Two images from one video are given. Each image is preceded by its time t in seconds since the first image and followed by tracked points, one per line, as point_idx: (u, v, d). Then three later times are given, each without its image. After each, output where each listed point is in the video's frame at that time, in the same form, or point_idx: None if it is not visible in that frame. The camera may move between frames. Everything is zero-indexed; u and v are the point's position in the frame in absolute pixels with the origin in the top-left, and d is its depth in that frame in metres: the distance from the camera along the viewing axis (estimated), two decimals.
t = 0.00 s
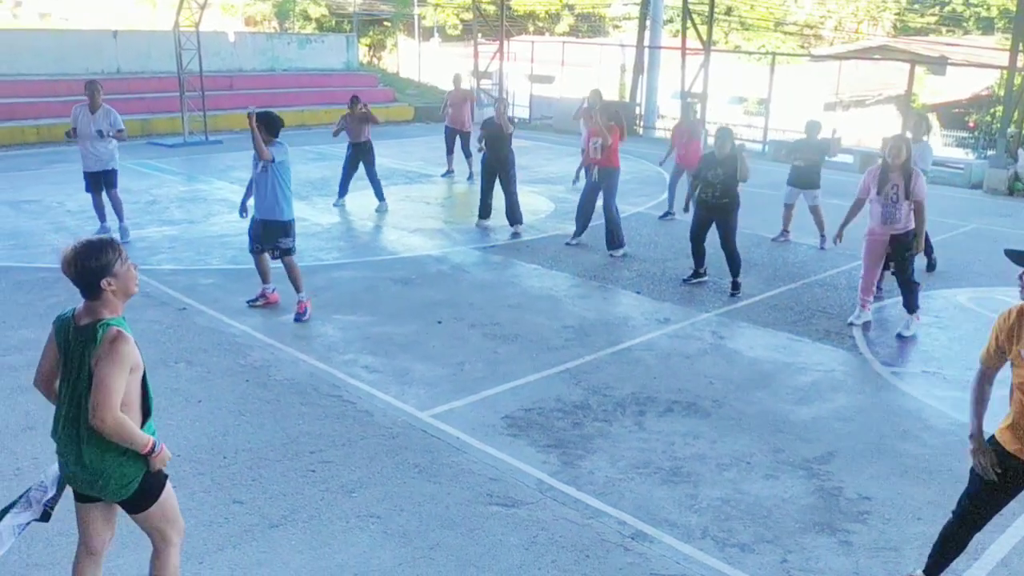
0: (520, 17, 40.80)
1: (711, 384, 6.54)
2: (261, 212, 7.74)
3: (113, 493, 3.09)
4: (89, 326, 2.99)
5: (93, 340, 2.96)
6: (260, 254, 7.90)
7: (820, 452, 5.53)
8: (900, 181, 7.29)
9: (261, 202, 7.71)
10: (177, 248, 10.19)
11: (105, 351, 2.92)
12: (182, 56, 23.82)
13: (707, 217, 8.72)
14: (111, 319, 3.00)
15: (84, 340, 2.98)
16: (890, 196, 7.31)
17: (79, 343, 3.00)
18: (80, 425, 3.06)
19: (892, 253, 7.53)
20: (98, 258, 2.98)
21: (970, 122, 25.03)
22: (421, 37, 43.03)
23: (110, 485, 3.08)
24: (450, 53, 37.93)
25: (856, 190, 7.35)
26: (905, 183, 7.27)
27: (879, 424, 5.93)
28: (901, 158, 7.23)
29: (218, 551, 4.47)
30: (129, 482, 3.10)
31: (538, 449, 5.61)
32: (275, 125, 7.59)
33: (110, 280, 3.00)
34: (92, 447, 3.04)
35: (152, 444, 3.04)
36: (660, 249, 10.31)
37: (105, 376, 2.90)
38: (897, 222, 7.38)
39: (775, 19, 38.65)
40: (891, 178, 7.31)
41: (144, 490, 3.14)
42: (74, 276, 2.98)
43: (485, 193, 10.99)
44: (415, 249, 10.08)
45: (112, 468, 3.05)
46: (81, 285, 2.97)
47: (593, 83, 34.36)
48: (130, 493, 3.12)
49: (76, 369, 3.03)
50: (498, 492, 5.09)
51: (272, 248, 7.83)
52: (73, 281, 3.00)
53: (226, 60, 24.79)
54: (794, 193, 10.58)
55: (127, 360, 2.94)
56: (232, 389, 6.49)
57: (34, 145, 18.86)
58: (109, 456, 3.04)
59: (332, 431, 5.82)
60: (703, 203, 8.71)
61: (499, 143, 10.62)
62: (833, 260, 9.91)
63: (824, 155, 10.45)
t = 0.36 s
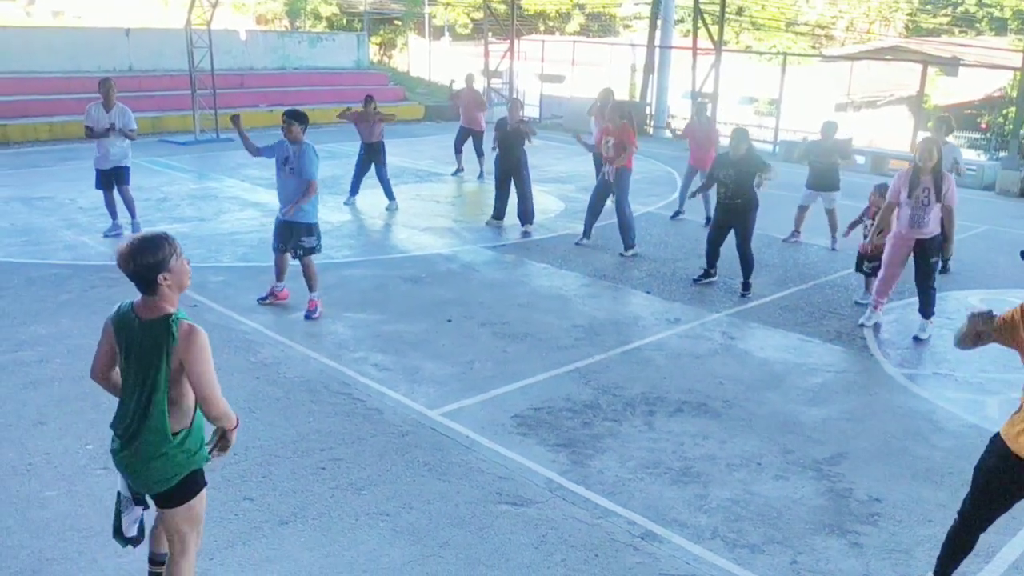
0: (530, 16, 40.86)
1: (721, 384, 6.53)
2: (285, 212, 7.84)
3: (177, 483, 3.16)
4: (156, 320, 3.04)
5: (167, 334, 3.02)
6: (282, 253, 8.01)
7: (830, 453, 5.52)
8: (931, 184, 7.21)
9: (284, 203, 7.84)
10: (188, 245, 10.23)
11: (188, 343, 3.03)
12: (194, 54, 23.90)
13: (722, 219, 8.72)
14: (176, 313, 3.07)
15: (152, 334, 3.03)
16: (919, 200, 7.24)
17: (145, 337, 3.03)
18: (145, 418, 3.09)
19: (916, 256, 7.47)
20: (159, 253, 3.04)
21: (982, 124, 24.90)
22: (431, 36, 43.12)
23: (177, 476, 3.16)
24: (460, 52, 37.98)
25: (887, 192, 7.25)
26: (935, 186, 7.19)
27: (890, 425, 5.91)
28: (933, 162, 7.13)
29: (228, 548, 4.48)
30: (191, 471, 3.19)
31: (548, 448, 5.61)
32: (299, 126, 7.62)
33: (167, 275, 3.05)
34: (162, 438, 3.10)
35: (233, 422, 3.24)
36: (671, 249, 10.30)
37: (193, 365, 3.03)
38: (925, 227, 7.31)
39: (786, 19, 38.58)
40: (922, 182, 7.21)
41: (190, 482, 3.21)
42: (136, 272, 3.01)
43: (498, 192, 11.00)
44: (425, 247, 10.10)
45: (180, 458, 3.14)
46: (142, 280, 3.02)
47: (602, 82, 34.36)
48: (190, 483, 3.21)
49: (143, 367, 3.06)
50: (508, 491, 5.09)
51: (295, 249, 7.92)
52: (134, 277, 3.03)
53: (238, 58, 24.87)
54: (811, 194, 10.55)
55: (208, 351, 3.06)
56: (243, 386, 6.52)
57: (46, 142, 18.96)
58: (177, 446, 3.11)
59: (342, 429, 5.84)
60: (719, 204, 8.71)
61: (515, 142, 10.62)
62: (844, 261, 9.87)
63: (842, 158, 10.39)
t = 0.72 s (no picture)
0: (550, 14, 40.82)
1: (738, 384, 6.51)
2: (309, 207, 7.91)
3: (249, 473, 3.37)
4: (235, 317, 3.28)
5: (246, 329, 3.27)
6: (304, 249, 8.07)
7: (848, 454, 5.49)
8: (963, 185, 7.14)
9: (306, 198, 7.89)
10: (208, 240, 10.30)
11: (269, 334, 3.29)
12: (215, 49, 24.04)
13: (737, 217, 8.71)
14: (252, 311, 3.30)
15: (231, 329, 3.26)
16: (949, 200, 7.20)
17: (225, 333, 3.27)
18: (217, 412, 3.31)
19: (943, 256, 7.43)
20: (237, 254, 3.27)
21: (1005, 124, 24.65)
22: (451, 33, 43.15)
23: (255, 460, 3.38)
24: (479, 49, 37.98)
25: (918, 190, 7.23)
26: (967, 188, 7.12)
27: (909, 427, 5.87)
28: (966, 164, 7.06)
29: (246, 540, 4.52)
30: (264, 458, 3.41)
31: (564, 446, 5.61)
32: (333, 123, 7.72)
33: (245, 275, 3.28)
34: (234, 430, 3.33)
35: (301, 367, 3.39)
36: (689, 248, 10.27)
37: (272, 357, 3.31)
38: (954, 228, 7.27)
39: (807, 18, 38.36)
40: (954, 183, 7.16)
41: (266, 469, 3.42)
42: (217, 272, 3.24)
43: (515, 189, 11.00)
44: (444, 244, 10.12)
45: (253, 446, 3.36)
46: (221, 279, 3.24)
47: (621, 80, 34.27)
48: (265, 470, 3.41)
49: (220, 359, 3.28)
50: (525, 487, 5.11)
51: (317, 243, 8.00)
52: (215, 277, 3.25)
53: (258, 54, 24.99)
54: (824, 194, 10.52)
55: (289, 345, 3.32)
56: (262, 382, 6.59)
57: (69, 136, 19.13)
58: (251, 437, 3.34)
59: (360, 423, 5.87)
60: (733, 203, 8.69)
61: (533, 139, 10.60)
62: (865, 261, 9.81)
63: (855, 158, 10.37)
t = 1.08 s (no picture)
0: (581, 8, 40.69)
1: (767, 381, 6.47)
2: (334, 198, 7.94)
3: (341, 469, 3.49)
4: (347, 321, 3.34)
5: (357, 336, 3.33)
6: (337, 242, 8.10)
7: (878, 454, 5.45)
8: (988, 183, 7.09)
9: (332, 189, 7.93)
10: (239, 230, 10.40)
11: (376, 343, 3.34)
12: (247, 41, 24.23)
13: (772, 215, 8.64)
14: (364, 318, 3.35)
15: (343, 335, 3.32)
16: (974, 198, 7.15)
17: (336, 337, 3.33)
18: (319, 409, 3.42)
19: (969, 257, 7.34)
20: (358, 262, 3.33)
21: None
22: (481, 26, 43.17)
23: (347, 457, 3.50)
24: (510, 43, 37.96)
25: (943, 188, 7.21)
26: (992, 186, 7.06)
27: (941, 427, 5.81)
28: (992, 161, 7.02)
29: (275, 527, 4.61)
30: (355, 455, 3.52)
31: (592, 440, 5.61)
32: (361, 115, 7.82)
33: (365, 282, 3.34)
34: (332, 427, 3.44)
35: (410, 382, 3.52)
36: (719, 244, 10.22)
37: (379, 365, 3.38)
38: (980, 226, 7.19)
39: (841, 14, 37.94)
40: (979, 181, 7.12)
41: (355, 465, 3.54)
42: (338, 277, 3.30)
43: (544, 182, 10.99)
44: (472, 236, 10.15)
45: (347, 445, 3.47)
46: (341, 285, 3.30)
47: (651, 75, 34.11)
48: (354, 468, 3.53)
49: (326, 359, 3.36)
50: (552, 480, 5.12)
51: (339, 234, 8.06)
52: (336, 281, 3.31)
53: (290, 46, 25.14)
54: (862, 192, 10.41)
55: (397, 355, 3.38)
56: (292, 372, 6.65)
57: (102, 126, 19.37)
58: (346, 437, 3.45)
59: (387, 413, 5.91)
60: (767, 200, 8.62)
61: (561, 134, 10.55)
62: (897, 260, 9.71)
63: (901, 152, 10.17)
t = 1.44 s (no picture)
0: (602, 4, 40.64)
1: (789, 376, 6.45)
2: (357, 194, 8.00)
3: (385, 454, 3.59)
4: (394, 306, 3.47)
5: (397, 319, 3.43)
6: (349, 232, 8.14)
7: (902, 449, 5.41)
8: (993, 176, 7.06)
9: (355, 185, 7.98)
10: (262, 222, 10.48)
11: (420, 333, 3.43)
12: (269, 35, 24.35)
13: (798, 212, 8.60)
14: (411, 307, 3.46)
15: (390, 321, 3.44)
16: (979, 190, 7.14)
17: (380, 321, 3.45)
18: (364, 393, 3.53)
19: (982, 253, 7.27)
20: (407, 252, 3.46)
21: None
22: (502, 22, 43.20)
23: (392, 443, 3.59)
24: (530, 37, 37.94)
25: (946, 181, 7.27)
26: (996, 178, 7.04)
27: (965, 423, 5.77)
28: (995, 153, 7.03)
29: (297, 517, 4.69)
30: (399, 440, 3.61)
31: (613, 433, 5.62)
32: (374, 110, 7.73)
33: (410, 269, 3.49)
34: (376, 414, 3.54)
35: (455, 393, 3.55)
36: (740, 238, 10.19)
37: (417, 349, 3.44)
38: (988, 219, 7.14)
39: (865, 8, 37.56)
40: (985, 173, 7.12)
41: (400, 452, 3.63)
42: (388, 263, 3.45)
43: (566, 177, 10.99)
44: (493, 230, 10.17)
45: (390, 431, 3.56)
46: (392, 273, 3.46)
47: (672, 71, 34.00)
48: (397, 454, 3.62)
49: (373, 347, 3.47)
50: (573, 472, 5.13)
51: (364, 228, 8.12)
52: (388, 270, 3.46)
53: (312, 41, 25.24)
54: (892, 189, 10.34)
55: (436, 342, 3.45)
56: (315, 364, 6.70)
57: (125, 120, 19.52)
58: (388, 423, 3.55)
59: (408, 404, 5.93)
60: (794, 197, 8.59)
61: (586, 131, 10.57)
62: (921, 256, 9.64)
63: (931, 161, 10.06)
